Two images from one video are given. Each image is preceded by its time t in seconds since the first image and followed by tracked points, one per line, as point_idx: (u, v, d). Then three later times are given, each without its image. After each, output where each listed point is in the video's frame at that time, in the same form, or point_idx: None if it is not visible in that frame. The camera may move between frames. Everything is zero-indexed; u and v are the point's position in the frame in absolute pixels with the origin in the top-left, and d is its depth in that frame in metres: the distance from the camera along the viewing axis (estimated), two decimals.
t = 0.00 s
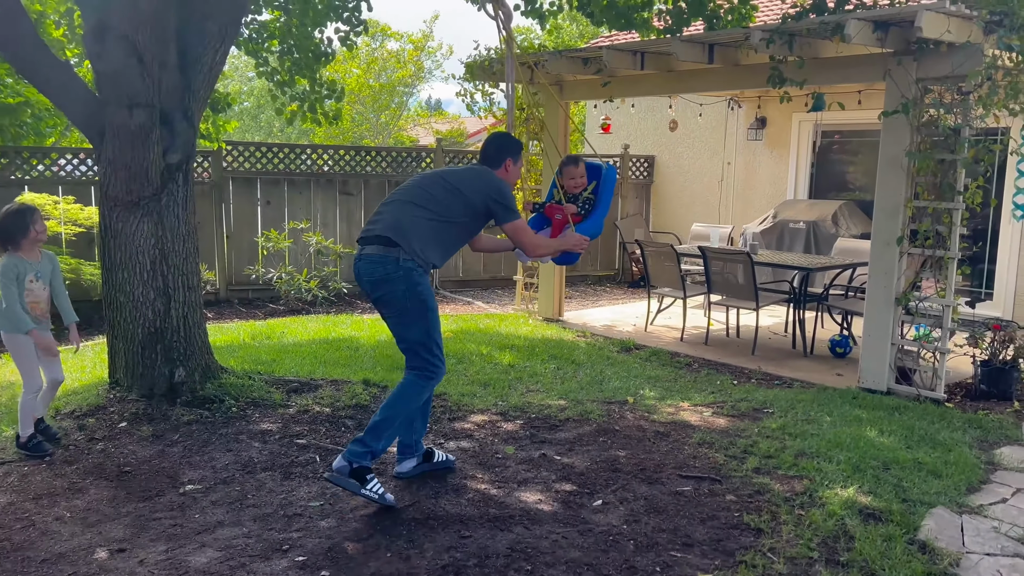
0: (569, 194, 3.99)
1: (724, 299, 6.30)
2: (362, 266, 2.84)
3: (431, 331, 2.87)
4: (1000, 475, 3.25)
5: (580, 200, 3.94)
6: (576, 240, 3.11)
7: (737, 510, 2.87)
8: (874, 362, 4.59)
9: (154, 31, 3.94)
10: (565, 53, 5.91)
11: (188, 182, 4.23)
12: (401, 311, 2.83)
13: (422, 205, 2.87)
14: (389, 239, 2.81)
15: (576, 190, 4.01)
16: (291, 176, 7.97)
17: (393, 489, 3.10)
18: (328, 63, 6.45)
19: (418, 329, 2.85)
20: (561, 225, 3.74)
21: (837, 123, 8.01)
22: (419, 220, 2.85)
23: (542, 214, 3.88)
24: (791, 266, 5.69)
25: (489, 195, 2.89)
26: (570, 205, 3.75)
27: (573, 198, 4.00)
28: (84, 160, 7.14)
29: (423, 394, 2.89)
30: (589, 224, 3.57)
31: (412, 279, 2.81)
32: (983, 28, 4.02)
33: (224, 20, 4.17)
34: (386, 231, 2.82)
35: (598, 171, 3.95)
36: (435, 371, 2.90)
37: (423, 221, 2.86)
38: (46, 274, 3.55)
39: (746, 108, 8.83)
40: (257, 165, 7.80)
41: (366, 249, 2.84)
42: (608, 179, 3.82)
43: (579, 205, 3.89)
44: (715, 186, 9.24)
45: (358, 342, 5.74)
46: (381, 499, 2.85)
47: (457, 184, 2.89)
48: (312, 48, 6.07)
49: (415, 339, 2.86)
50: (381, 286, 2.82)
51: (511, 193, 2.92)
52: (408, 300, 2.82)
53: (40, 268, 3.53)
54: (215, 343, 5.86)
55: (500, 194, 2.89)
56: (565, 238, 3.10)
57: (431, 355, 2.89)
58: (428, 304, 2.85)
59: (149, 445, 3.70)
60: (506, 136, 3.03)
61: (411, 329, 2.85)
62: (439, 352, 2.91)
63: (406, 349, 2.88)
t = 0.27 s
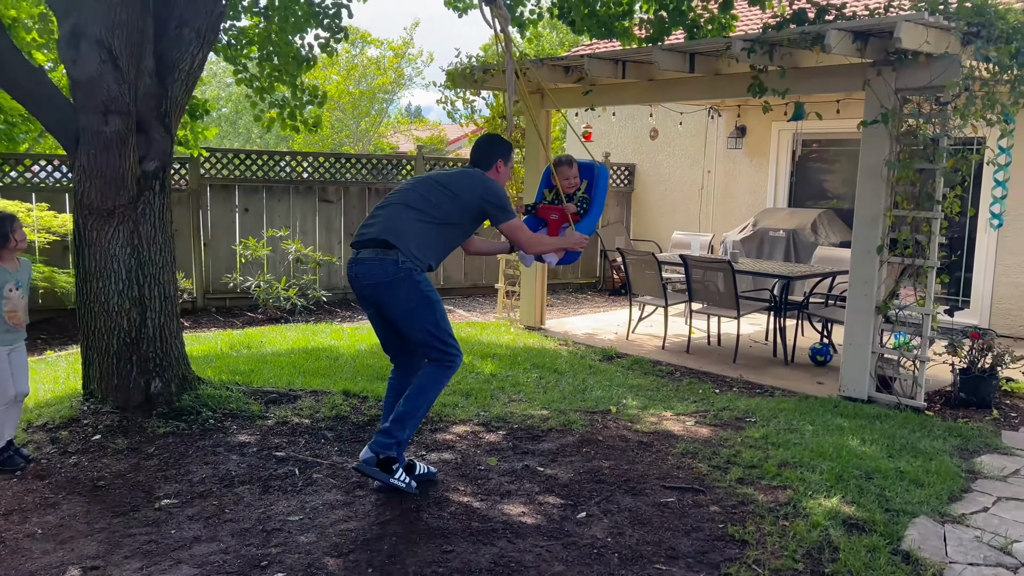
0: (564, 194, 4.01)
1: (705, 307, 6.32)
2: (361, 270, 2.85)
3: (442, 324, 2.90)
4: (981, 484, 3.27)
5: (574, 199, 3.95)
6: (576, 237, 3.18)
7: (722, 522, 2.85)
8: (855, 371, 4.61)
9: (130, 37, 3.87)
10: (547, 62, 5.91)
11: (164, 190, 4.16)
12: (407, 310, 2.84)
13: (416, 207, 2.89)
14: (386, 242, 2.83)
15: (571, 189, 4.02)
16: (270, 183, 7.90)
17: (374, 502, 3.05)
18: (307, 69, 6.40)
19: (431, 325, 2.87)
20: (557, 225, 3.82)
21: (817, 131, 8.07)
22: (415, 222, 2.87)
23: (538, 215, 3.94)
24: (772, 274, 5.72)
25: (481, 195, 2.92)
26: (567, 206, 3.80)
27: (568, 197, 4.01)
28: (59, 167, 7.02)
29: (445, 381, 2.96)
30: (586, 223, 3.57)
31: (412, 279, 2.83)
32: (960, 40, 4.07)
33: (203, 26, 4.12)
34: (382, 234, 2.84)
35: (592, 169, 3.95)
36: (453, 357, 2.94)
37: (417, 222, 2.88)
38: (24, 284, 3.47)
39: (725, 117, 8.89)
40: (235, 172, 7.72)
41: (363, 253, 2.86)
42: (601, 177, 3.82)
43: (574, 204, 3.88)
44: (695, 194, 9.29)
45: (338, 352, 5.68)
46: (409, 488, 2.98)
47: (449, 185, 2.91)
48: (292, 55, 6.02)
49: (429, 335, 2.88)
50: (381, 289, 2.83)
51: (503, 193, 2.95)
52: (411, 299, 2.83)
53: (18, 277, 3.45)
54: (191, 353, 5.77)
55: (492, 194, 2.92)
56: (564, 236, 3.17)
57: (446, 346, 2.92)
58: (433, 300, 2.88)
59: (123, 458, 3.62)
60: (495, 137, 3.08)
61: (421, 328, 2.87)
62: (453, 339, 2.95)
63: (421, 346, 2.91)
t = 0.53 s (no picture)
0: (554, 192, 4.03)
1: (687, 314, 6.32)
2: (360, 279, 2.82)
3: (445, 325, 2.88)
4: (961, 491, 3.28)
5: (566, 197, 3.99)
6: (570, 237, 3.18)
7: (705, 531, 2.84)
8: (835, 379, 4.63)
9: (107, 41, 3.81)
10: (529, 69, 5.90)
11: (141, 196, 4.10)
12: (409, 314, 2.81)
13: (413, 213, 2.88)
14: (385, 249, 2.81)
15: (562, 187, 4.04)
16: (250, 189, 7.82)
17: (354, 514, 3.01)
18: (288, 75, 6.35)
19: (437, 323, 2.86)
20: (551, 223, 3.87)
21: (797, 140, 8.12)
22: (412, 227, 2.86)
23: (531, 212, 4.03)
24: (754, 282, 5.73)
25: (477, 198, 2.92)
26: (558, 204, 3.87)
27: (559, 195, 4.03)
28: (34, 172, 6.91)
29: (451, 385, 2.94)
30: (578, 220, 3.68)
31: (413, 283, 2.80)
32: (939, 49, 4.11)
33: (181, 31, 4.06)
34: (380, 242, 2.82)
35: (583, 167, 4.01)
36: (457, 358, 2.91)
37: (415, 228, 2.87)
38: None
39: (706, 125, 8.93)
40: (215, 178, 7.64)
41: (362, 262, 2.84)
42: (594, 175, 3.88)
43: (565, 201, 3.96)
44: (677, 201, 9.32)
45: (318, 360, 5.62)
46: (465, 481, 3.15)
47: (444, 189, 2.90)
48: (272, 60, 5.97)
49: (435, 335, 2.85)
50: (382, 296, 2.80)
51: (498, 194, 2.94)
52: (413, 304, 2.80)
53: None
54: (168, 361, 5.69)
55: (488, 195, 2.92)
56: (557, 236, 3.17)
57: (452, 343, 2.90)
58: (436, 302, 2.85)
59: (97, 469, 3.54)
60: (488, 137, 3.06)
61: (423, 330, 2.84)
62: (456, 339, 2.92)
63: (424, 346, 2.88)
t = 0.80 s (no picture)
0: (552, 189, 4.04)
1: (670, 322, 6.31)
2: (366, 289, 2.85)
3: (445, 335, 2.93)
4: (944, 499, 3.28)
5: (563, 193, 4.02)
6: (566, 234, 3.22)
7: (688, 541, 2.81)
8: (818, 386, 4.64)
9: (83, 43, 3.74)
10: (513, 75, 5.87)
11: (118, 201, 4.03)
12: (413, 325, 2.86)
13: (415, 220, 2.91)
14: (390, 258, 2.84)
15: (560, 185, 4.05)
16: (230, 195, 7.74)
17: (333, 524, 2.96)
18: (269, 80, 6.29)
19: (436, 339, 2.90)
20: (546, 219, 3.98)
21: (779, 147, 8.15)
22: (415, 235, 2.89)
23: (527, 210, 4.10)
24: (736, 289, 5.73)
25: (477, 201, 2.96)
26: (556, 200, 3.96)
27: (557, 193, 4.05)
28: (9, 176, 6.80)
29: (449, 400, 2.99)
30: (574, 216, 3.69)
31: (418, 293, 2.84)
32: (920, 57, 4.13)
33: (159, 34, 4.00)
34: (384, 250, 2.85)
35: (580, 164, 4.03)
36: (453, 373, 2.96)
37: (418, 235, 2.90)
38: None
39: (689, 133, 8.95)
40: (195, 184, 7.56)
41: (367, 271, 2.86)
42: (589, 171, 3.94)
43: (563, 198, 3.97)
44: (660, 209, 9.34)
45: (298, 368, 5.56)
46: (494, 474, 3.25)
47: (444, 194, 2.95)
48: (253, 65, 5.91)
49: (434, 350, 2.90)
50: (388, 306, 2.84)
51: (497, 196, 2.99)
52: (417, 314, 2.85)
53: None
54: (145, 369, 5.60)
55: (486, 198, 2.97)
56: (553, 233, 3.21)
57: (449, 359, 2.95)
58: (438, 313, 2.89)
59: (70, 480, 3.46)
60: (483, 136, 3.10)
61: (425, 341, 2.89)
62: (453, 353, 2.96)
63: (424, 359, 2.92)
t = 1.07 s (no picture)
0: (552, 182, 4.00)
1: (654, 328, 6.30)
2: (377, 300, 2.86)
3: (450, 351, 2.94)
4: (928, 507, 3.27)
5: (563, 186, 3.98)
6: (570, 227, 3.28)
7: (672, 551, 2.78)
8: (803, 393, 4.62)
9: (59, 45, 3.67)
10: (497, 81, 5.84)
11: (94, 205, 3.96)
12: (422, 336, 2.88)
13: (424, 230, 2.91)
14: (401, 270, 2.85)
15: (559, 178, 4.02)
16: (213, 200, 7.66)
17: (311, 536, 2.90)
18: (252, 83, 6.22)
19: (441, 352, 2.91)
20: (547, 211, 3.98)
21: (764, 155, 8.18)
22: (425, 244, 2.90)
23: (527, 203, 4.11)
24: (721, 296, 5.72)
25: (484, 209, 2.96)
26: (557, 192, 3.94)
27: (556, 185, 4.01)
28: None
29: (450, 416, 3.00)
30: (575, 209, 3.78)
31: (429, 305, 2.86)
32: (904, 66, 4.14)
33: (138, 36, 3.93)
34: (395, 262, 2.86)
35: (578, 156, 3.99)
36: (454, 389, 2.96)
37: (427, 245, 2.90)
38: None
39: (674, 139, 8.96)
40: (176, 188, 7.48)
41: (378, 282, 2.87)
42: (588, 163, 3.91)
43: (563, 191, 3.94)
44: (645, 215, 9.34)
45: (279, 375, 5.48)
46: (479, 494, 3.19)
47: (452, 202, 2.94)
48: (235, 68, 5.85)
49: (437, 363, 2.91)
50: (399, 317, 2.85)
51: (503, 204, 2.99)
52: (427, 325, 2.87)
53: None
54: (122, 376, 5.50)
55: (493, 205, 2.96)
56: (557, 227, 3.26)
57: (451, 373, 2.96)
58: (444, 326, 2.91)
59: (42, 490, 3.37)
60: (487, 139, 3.06)
61: (432, 353, 2.90)
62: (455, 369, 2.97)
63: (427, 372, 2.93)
